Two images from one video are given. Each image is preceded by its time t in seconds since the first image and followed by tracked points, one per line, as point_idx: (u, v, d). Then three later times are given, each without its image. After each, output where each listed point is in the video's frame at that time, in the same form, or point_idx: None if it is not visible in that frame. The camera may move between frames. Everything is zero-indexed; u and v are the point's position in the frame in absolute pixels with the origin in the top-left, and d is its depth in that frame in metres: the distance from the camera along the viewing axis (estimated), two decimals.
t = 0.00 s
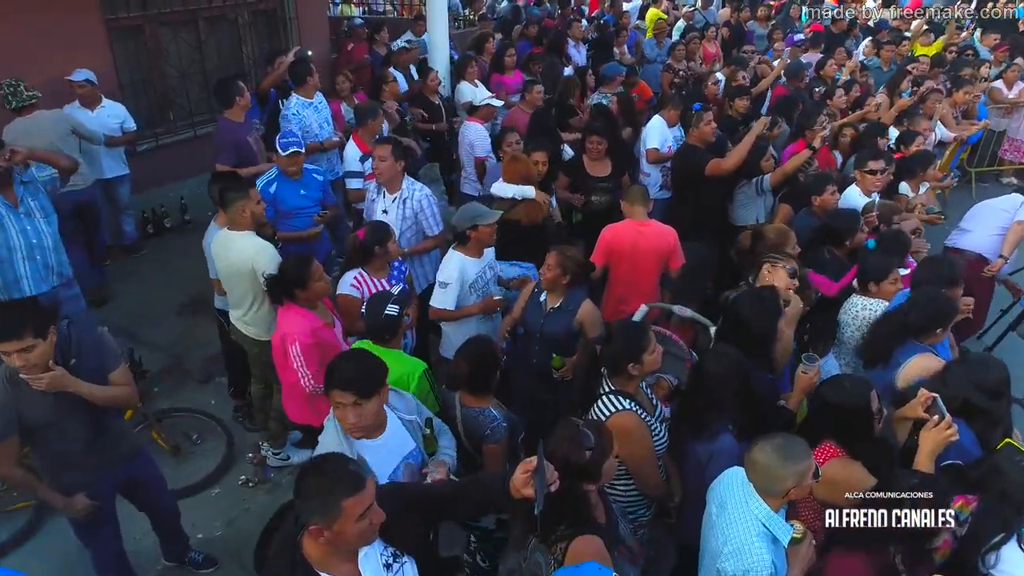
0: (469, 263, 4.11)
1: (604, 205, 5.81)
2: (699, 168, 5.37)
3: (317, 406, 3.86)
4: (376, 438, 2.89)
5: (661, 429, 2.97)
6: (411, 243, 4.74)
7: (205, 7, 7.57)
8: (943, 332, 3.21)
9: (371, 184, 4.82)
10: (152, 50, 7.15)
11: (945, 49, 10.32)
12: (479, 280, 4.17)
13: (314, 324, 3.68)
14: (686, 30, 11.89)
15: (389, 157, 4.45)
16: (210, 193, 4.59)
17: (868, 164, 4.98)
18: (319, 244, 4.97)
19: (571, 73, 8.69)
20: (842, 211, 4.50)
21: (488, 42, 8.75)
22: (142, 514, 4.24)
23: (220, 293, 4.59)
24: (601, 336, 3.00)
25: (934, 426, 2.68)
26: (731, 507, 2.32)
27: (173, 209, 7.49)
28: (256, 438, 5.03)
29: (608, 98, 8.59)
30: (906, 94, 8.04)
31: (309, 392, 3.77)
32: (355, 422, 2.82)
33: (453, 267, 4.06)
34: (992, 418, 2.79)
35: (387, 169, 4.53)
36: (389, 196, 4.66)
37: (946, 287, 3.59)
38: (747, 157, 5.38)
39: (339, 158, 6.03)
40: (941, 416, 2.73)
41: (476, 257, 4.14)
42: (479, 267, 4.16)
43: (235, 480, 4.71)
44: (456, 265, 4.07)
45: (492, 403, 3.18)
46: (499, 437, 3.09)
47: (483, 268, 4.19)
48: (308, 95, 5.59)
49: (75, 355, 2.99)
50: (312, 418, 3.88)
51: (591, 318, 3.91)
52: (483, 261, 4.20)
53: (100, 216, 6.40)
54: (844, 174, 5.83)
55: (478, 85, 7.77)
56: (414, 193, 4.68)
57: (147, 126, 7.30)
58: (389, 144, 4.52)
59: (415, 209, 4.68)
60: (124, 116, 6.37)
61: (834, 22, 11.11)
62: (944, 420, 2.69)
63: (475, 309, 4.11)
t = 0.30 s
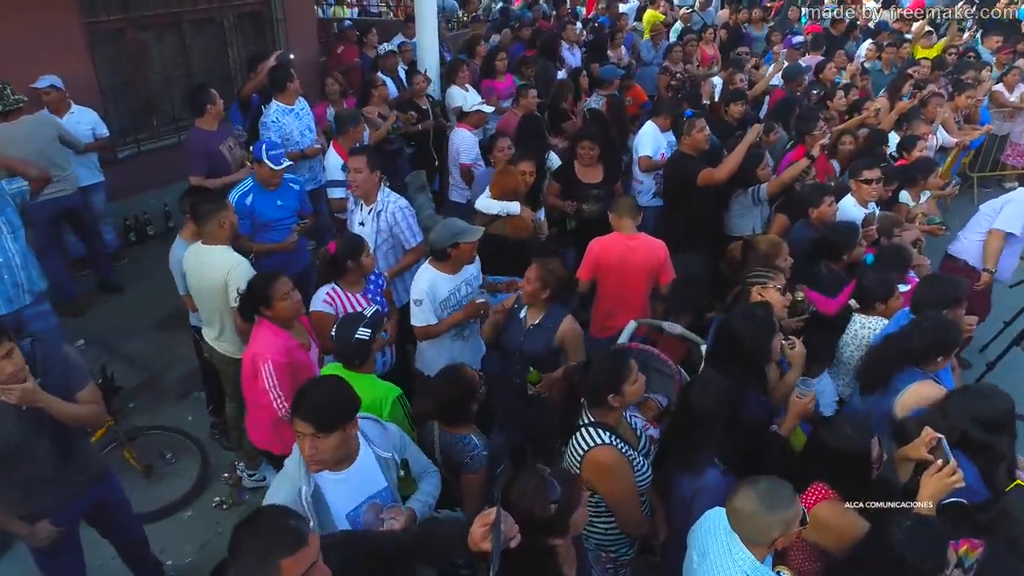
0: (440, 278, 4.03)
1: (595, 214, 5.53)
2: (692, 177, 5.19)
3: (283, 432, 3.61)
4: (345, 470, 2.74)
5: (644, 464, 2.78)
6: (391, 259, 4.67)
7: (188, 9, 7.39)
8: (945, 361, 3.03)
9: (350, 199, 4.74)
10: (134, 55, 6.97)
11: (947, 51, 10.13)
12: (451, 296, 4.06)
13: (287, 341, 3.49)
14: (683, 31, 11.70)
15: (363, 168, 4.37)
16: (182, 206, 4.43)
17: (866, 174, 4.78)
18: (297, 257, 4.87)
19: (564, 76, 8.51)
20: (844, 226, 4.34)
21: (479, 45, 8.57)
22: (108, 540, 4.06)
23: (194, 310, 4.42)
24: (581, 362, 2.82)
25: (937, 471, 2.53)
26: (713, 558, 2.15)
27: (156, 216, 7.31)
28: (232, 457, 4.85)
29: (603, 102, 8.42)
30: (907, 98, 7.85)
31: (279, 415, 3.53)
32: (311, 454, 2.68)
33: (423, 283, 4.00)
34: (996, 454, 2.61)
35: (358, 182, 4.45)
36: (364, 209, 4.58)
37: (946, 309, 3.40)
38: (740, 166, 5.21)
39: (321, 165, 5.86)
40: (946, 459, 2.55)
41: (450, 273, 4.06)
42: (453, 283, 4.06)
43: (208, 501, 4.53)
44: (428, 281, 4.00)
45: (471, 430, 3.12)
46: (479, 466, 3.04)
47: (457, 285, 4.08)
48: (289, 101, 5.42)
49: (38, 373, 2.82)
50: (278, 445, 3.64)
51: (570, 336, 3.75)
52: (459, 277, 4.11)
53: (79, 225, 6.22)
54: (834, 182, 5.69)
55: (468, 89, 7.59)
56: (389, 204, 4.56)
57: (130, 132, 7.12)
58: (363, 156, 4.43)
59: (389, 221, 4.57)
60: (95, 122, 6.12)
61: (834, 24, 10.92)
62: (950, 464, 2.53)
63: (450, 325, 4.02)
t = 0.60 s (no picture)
0: (418, 294, 3.92)
1: (577, 224, 5.40)
2: (682, 187, 5.03)
3: (233, 448, 3.40)
4: (303, 506, 2.54)
5: (620, 503, 2.59)
6: (375, 265, 4.57)
7: (172, 11, 7.23)
8: (941, 389, 2.86)
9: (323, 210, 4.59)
10: (114, 58, 6.80)
11: (948, 54, 9.94)
12: (428, 312, 3.95)
13: (244, 355, 3.20)
14: (681, 32, 11.51)
15: (343, 180, 4.24)
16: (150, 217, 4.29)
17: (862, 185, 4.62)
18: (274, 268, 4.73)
19: (556, 80, 8.34)
20: (839, 240, 4.17)
21: (470, 48, 8.39)
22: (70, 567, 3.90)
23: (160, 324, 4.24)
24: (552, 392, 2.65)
25: (932, 507, 2.38)
26: None
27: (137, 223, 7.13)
28: (205, 477, 4.68)
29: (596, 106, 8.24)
30: (907, 102, 7.67)
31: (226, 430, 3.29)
32: (264, 489, 2.44)
33: (400, 298, 3.89)
34: (995, 494, 2.44)
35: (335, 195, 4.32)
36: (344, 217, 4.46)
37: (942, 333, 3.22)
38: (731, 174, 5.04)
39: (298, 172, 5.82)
40: (941, 494, 2.41)
41: (429, 289, 3.95)
42: (431, 299, 3.96)
43: (177, 524, 4.36)
44: (405, 297, 3.89)
45: (423, 466, 2.96)
46: (427, 508, 2.92)
47: (435, 302, 3.97)
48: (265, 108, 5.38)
49: (12, 380, 2.64)
50: (226, 460, 3.42)
51: (550, 357, 3.58)
52: (439, 293, 4.00)
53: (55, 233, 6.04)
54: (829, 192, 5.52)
55: (457, 93, 7.42)
56: (372, 214, 4.50)
57: (110, 137, 6.95)
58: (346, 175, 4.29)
59: (375, 230, 4.49)
60: (63, 126, 6.08)
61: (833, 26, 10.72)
62: (945, 500, 2.39)
63: (427, 342, 3.89)
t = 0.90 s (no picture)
0: (395, 306, 3.68)
1: (558, 233, 5.33)
2: (668, 198, 4.85)
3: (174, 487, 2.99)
4: (248, 549, 2.36)
5: (584, 545, 2.41)
6: (363, 279, 4.47)
7: (153, 14, 7.06)
8: (932, 420, 2.67)
9: (296, 220, 4.41)
10: (91, 63, 6.64)
11: (948, 57, 9.74)
12: (405, 325, 3.71)
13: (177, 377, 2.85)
14: (677, 35, 11.32)
15: (331, 193, 4.11)
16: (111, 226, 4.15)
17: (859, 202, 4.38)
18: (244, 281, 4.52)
19: (548, 84, 8.16)
20: (829, 253, 3.99)
21: (459, 51, 8.21)
22: None
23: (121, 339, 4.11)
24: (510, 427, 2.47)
25: (914, 553, 2.20)
26: None
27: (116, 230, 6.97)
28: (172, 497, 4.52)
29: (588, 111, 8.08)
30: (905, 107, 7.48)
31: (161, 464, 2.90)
32: (202, 535, 2.28)
33: (375, 310, 3.63)
34: (980, 540, 2.27)
35: (321, 208, 4.20)
36: (328, 231, 4.33)
37: (933, 358, 3.04)
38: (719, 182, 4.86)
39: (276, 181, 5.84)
40: (921, 540, 2.24)
41: (406, 301, 3.71)
42: (408, 312, 3.71)
43: (141, 548, 4.20)
44: (379, 306, 3.64)
45: (385, 497, 2.81)
46: (392, 540, 2.78)
47: (412, 314, 3.73)
48: (236, 114, 5.46)
49: None
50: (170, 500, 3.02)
51: (522, 374, 3.43)
52: (416, 305, 3.76)
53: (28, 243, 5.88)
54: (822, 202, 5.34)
55: (444, 98, 7.25)
56: (358, 227, 4.38)
57: (89, 143, 6.79)
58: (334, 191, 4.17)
59: (362, 242, 4.40)
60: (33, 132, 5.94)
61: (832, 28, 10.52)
62: (927, 546, 2.22)
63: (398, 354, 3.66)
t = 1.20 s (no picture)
0: (354, 332, 3.60)
1: (545, 243, 5.09)
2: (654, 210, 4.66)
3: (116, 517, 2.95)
4: None
5: None
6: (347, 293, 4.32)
7: (132, 16, 6.89)
8: (919, 459, 2.50)
9: (275, 235, 4.25)
10: (68, 68, 6.48)
11: (950, 59, 9.52)
12: (365, 352, 3.63)
13: (106, 409, 2.76)
14: (674, 36, 11.13)
15: (317, 209, 3.98)
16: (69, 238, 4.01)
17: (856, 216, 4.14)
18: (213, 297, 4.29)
19: (538, 88, 7.98)
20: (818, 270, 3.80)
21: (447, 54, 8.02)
22: None
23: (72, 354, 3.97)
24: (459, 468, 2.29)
25: None
26: None
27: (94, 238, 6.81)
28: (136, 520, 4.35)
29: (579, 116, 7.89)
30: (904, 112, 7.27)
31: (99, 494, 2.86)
32: None
33: (333, 336, 3.55)
34: None
35: (307, 223, 4.06)
36: (313, 244, 4.18)
37: (921, 389, 2.85)
38: (705, 193, 4.68)
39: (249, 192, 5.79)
40: None
41: (366, 326, 3.64)
42: (368, 337, 3.64)
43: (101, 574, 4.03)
44: (338, 332, 3.56)
45: (324, 525, 2.55)
46: (322, 573, 2.52)
47: (373, 340, 3.66)
48: (209, 122, 5.46)
49: None
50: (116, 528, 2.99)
51: (492, 398, 3.24)
52: (377, 330, 3.69)
53: None
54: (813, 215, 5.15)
55: (431, 103, 7.07)
56: (345, 240, 4.27)
57: (66, 149, 6.63)
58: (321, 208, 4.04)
59: (348, 255, 4.26)
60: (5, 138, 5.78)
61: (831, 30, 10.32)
62: None
63: (358, 382, 3.57)
